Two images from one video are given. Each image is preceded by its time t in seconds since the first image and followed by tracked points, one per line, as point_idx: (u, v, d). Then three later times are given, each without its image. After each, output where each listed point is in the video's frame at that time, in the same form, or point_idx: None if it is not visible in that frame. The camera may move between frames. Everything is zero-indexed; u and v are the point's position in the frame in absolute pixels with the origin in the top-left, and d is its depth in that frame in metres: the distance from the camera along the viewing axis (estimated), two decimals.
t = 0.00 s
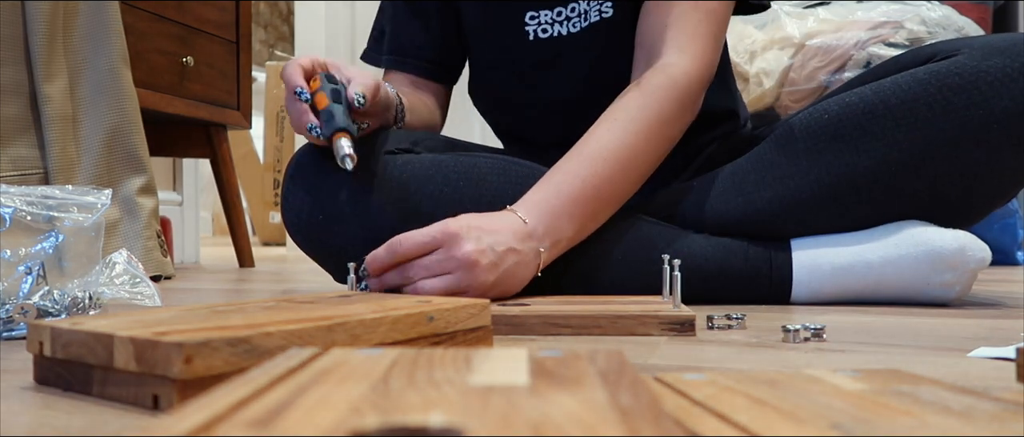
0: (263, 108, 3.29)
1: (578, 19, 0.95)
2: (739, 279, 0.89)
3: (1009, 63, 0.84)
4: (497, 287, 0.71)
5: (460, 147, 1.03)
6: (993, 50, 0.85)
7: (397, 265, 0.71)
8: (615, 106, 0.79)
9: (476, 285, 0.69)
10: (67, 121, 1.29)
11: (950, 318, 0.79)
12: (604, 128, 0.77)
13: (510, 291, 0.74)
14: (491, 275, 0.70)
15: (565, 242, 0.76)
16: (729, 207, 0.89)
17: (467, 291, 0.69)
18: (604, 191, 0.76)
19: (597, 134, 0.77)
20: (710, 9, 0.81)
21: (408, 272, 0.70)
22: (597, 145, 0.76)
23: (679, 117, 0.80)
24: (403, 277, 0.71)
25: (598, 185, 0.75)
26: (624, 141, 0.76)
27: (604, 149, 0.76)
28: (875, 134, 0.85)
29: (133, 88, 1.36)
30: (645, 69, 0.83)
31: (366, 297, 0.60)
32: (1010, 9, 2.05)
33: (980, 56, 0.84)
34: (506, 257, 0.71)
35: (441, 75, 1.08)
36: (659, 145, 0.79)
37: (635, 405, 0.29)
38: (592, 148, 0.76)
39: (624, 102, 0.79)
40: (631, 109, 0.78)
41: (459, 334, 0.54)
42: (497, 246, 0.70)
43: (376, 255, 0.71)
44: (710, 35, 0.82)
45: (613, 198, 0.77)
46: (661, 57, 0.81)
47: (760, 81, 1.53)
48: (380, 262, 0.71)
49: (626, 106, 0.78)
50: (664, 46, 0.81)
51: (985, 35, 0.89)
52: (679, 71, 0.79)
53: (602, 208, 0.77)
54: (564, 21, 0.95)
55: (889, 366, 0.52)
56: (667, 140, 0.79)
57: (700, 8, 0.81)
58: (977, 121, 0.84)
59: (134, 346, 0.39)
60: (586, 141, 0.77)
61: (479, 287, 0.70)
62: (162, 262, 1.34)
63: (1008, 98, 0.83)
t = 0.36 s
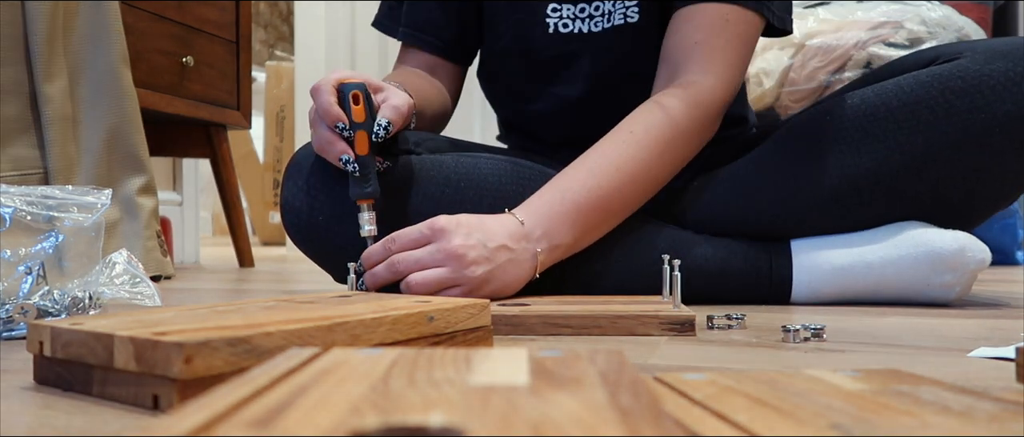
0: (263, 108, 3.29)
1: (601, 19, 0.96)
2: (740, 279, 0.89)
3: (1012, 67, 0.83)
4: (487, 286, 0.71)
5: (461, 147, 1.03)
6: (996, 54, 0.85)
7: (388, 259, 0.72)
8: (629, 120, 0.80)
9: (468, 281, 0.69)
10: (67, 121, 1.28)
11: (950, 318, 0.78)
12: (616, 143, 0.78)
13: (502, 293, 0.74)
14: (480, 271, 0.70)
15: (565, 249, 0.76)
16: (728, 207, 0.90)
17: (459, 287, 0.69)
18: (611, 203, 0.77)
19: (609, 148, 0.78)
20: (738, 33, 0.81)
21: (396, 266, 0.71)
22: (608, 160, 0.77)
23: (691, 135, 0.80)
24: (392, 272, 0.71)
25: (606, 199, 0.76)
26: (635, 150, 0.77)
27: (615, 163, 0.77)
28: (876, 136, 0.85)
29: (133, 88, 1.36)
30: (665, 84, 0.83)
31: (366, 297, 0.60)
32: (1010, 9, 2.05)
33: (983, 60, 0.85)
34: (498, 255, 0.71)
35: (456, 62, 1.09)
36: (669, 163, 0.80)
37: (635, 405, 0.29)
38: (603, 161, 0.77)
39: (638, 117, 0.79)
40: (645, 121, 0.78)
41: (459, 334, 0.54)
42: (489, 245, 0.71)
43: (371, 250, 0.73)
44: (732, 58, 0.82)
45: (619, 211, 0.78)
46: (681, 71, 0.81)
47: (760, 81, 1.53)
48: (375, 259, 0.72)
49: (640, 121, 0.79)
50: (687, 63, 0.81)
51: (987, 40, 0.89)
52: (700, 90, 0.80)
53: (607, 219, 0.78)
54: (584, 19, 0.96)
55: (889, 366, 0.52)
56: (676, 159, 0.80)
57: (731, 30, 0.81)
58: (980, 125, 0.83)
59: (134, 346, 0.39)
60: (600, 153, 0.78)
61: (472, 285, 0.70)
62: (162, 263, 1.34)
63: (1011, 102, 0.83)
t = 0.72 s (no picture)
0: (263, 108, 3.30)
1: (612, 20, 0.98)
2: (740, 279, 0.88)
3: (1014, 71, 0.84)
4: (485, 285, 0.70)
5: (460, 145, 1.03)
6: (998, 57, 0.85)
7: (386, 257, 0.72)
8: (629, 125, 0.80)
9: (460, 277, 0.69)
10: (66, 121, 1.28)
11: (951, 318, 0.78)
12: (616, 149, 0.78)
13: (501, 296, 0.73)
14: (474, 267, 0.70)
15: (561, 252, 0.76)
16: (728, 207, 0.90)
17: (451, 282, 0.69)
18: (610, 208, 0.77)
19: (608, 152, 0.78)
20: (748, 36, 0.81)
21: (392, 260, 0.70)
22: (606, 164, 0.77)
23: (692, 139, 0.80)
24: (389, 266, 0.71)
25: (604, 204, 0.77)
26: (638, 153, 0.77)
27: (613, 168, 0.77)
28: (877, 138, 0.85)
29: (133, 88, 1.36)
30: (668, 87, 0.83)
31: (366, 297, 0.60)
32: (1010, 9, 2.05)
33: (985, 64, 0.85)
34: (493, 254, 0.71)
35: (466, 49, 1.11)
36: (670, 168, 0.80)
37: (635, 405, 0.29)
38: (602, 165, 0.77)
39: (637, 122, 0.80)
40: (646, 126, 0.79)
41: (459, 334, 0.54)
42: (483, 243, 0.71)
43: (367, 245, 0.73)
44: (743, 63, 0.82)
45: (618, 215, 0.78)
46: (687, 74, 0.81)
47: (760, 81, 1.53)
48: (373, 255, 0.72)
49: (639, 125, 0.79)
50: (693, 66, 0.82)
51: (988, 43, 0.89)
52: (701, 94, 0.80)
53: (606, 223, 0.78)
54: (595, 18, 0.98)
55: (889, 366, 0.52)
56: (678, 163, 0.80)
57: (740, 33, 0.81)
58: (981, 128, 0.83)
59: (134, 346, 0.39)
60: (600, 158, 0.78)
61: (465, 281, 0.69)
62: (162, 263, 1.34)
63: (1012, 106, 0.83)
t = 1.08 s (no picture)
0: (263, 108, 3.30)
1: (624, 11, 0.99)
2: (739, 279, 0.88)
3: (1013, 72, 0.84)
4: (484, 286, 0.70)
5: (459, 144, 1.03)
6: (998, 58, 0.86)
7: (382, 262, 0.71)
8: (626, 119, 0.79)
9: (460, 277, 0.69)
10: (66, 121, 1.28)
11: (950, 318, 0.78)
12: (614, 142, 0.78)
13: (500, 297, 0.73)
14: (472, 268, 0.70)
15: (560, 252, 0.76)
16: (729, 207, 0.90)
17: (450, 284, 0.69)
18: (609, 205, 0.77)
19: (607, 147, 0.78)
20: (753, 29, 0.81)
21: (386, 263, 0.69)
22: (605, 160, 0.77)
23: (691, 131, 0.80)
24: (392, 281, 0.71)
25: (603, 200, 0.76)
26: (638, 151, 0.77)
27: (612, 164, 0.77)
28: (877, 139, 0.85)
29: (133, 88, 1.36)
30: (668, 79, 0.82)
31: (366, 297, 0.60)
32: (1010, 9, 2.04)
33: (985, 65, 0.85)
34: (490, 258, 0.72)
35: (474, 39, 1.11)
36: (668, 161, 0.79)
37: (635, 405, 0.29)
38: (600, 162, 0.77)
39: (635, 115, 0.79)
40: (645, 120, 0.78)
41: (459, 334, 0.54)
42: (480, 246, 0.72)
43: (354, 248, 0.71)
44: (749, 55, 0.82)
45: (617, 212, 0.78)
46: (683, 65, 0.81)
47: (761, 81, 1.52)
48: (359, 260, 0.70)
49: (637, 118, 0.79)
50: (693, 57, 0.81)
51: (988, 44, 0.90)
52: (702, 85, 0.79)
53: (606, 221, 0.78)
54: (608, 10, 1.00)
55: (889, 366, 0.52)
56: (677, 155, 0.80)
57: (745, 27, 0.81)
58: (981, 129, 0.83)
59: (134, 346, 0.39)
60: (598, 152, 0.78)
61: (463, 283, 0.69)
62: (162, 263, 1.34)
63: (1012, 106, 0.83)
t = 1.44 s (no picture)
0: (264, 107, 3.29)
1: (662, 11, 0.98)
2: (739, 279, 0.89)
3: (1016, 74, 0.84)
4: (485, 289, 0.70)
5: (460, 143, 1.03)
6: (1000, 61, 0.85)
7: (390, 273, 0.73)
8: (650, 128, 0.80)
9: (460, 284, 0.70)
10: (67, 121, 1.29)
11: (949, 318, 0.78)
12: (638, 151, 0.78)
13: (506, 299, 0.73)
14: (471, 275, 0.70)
15: (580, 257, 0.76)
16: (730, 209, 0.90)
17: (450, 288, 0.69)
18: (633, 212, 0.77)
19: (631, 156, 0.78)
20: (780, 37, 0.81)
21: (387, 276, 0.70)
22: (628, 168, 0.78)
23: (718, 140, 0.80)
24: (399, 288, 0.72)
25: (626, 207, 0.77)
26: (662, 158, 0.77)
27: (636, 173, 0.77)
28: (880, 141, 0.85)
29: (133, 88, 1.36)
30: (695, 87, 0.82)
31: (366, 297, 0.60)
32: (1010, 9, 2.04)
33: (986, 67, 0.85)
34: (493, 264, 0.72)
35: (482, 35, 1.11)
36: (695, 170, 0.79)
37: (634, 405, 0.29)
38: (624, 170, 0.77)
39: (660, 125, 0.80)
40: (670, 129, 0.79)
41: (459, 334, 0.54)
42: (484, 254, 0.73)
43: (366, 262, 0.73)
44: (776, 61, 0.82)
45: (641, 219, 0.79)
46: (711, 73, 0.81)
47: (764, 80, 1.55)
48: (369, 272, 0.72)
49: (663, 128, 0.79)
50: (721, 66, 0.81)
51: (989, 46, 0.89)
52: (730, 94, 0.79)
53: (629, 228, 0.78)
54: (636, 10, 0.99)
55: (889, 366, 0.52)
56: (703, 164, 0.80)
57: (780, 38, 0.81)
58: (982, 132, 0.83)
59: (134, 346, 0.39)
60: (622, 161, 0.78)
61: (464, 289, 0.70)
62: (161, 263, 1.34)
63: (1013, 109, 0.83)
